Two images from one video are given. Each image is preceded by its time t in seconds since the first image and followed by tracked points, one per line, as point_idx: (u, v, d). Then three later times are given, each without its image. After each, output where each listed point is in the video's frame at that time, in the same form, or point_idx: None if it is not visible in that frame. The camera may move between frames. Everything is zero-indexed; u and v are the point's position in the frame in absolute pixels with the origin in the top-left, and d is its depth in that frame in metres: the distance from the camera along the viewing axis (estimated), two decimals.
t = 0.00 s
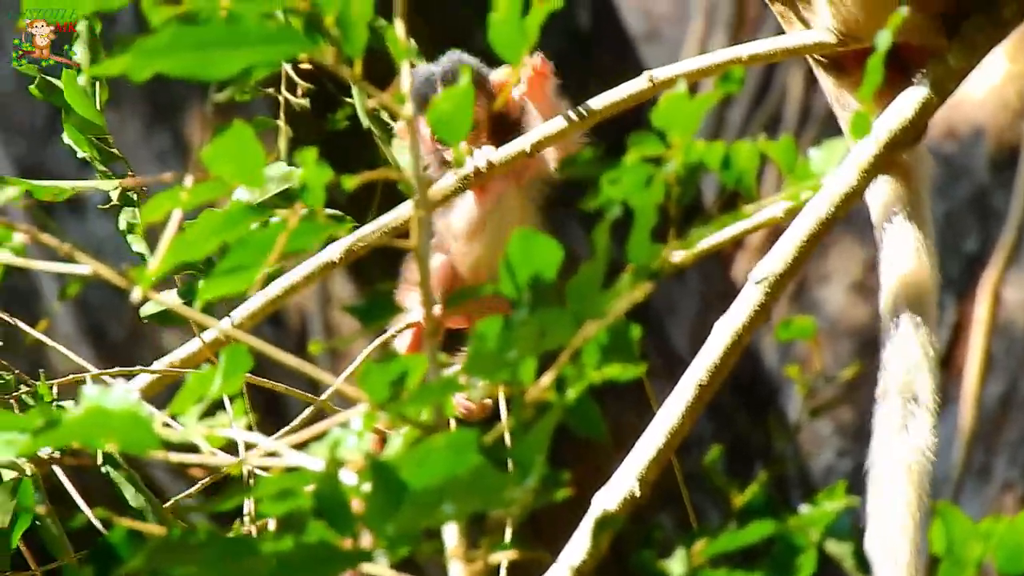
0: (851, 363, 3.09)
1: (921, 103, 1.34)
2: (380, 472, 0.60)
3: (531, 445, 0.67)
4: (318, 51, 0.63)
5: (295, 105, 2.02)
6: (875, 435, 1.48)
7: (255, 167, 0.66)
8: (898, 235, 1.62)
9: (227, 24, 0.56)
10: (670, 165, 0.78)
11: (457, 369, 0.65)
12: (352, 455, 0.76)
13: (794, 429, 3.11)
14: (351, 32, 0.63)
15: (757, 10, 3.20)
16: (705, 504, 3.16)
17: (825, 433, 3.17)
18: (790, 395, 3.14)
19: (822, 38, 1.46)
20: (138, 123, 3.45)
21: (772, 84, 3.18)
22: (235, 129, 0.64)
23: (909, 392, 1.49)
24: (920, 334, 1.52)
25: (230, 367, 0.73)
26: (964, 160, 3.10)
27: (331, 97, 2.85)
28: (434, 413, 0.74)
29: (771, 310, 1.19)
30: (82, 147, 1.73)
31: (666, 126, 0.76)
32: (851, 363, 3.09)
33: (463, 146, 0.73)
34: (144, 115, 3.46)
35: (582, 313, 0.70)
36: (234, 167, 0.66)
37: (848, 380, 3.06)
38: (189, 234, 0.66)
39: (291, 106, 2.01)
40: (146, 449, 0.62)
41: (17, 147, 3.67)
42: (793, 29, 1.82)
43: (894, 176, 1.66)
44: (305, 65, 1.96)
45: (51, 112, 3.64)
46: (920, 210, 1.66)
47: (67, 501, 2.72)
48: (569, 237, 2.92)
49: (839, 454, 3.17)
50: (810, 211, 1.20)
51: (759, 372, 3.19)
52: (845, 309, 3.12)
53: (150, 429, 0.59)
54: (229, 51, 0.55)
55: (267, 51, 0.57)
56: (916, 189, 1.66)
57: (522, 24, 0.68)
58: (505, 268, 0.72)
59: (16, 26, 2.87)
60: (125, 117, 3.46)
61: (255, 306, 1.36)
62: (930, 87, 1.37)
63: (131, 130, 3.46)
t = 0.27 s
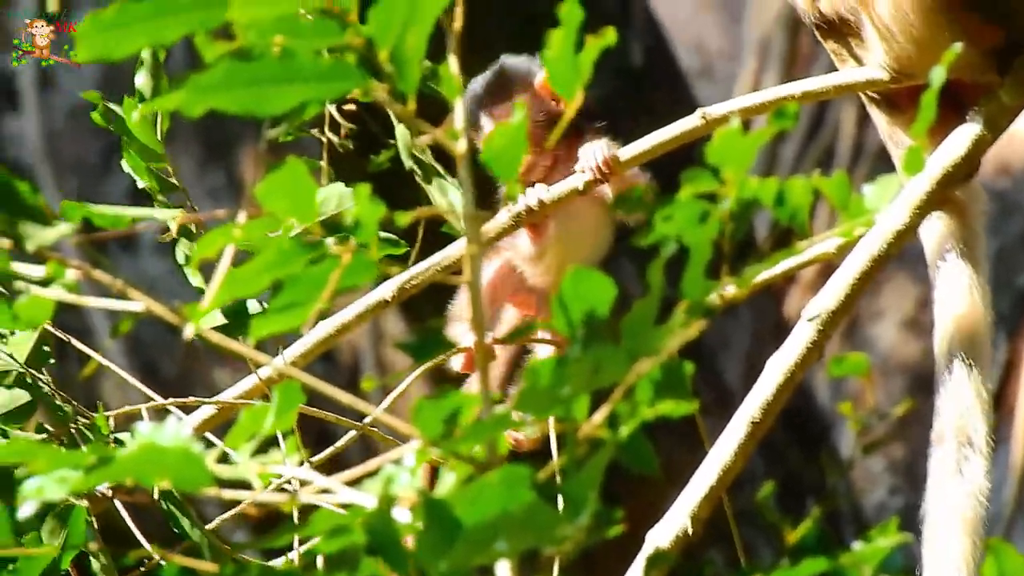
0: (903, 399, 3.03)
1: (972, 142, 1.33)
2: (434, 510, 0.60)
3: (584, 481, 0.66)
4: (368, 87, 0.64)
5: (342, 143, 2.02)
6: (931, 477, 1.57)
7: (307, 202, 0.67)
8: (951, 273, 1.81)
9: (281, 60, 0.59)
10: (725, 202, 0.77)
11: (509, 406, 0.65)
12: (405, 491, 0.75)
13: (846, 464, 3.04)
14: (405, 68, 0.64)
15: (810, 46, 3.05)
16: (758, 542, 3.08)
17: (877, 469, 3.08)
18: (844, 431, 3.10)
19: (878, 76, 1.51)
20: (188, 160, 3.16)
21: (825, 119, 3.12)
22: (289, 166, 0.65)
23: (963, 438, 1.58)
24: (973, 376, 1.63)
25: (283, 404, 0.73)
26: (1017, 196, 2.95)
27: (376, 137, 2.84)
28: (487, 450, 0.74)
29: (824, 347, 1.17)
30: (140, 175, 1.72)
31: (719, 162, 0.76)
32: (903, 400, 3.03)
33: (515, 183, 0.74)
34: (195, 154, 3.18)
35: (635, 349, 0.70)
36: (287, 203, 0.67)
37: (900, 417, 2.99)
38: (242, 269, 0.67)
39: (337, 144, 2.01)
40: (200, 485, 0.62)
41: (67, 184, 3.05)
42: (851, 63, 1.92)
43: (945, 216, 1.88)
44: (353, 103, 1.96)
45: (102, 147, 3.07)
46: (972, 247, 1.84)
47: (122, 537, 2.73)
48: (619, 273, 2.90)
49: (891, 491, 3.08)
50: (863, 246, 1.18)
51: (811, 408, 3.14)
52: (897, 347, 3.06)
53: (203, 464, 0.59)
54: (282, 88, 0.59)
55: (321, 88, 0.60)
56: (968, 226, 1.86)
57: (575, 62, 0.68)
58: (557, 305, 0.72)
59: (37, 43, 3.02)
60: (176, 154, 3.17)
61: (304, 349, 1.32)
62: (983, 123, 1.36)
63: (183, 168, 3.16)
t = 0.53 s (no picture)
0: (933, 436, 2.98)
1: (1001, 174, 1.34)
2: (463, 544, 0.60)
3: (613, 516, 0.66)
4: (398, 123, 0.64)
5: (367, 179, 2.03)
6: (963, 504, 1.70)
7: (338, 237, 0.68)
8: (980, 304, 1.93)
9: (311, 97, 0.60)
10: (755, 238, 0.77)
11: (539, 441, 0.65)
12: (435, 524, 0.74)
13: (876, 499, 2.99)
14: (436, 105, 0.64)
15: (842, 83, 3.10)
16: None
17: (907, 504, 3.03)
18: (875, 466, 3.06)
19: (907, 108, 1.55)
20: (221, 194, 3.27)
21: (857, 154, 3.10)
22: (320, 202, 0.66)
23: (993, 468, 1.71)
24: (1003, 410, 1.78)
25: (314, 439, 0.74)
26: None
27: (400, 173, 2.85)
28: (517, 486, 0.73)
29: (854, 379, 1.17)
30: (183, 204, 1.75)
31: (751, 198, 0.76)
32: (934, 436, 2.98)
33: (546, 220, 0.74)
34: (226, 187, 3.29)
35: (665, 386, 0.69)
36: (318, 238, 0.67)
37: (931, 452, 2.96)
38: (274, 304, 0.67)
39: (363, 182, 2.02)
40: (231, 519, 0.62)
41: (99, 218, 3.28)
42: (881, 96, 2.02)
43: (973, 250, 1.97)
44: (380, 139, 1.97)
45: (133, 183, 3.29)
46: (1000, 277, 1.94)
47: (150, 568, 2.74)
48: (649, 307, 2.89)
49: (921, 526, 3.03)
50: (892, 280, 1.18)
51: (841, 442, 3.10)
52: (928, 382, 3.02)
53: (233, 499, 0.60)
54: (312, 124, 0.59)
55: (353, 124, 0.61)
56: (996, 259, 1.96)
57: (606, 96, 0.68)
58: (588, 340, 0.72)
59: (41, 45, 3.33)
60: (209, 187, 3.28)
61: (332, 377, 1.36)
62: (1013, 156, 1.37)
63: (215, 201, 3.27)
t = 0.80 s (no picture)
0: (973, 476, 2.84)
1: None
2: None
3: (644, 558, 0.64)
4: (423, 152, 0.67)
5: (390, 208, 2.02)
6: (994, 522, 1.72)
7: (358, 267, 0.67)
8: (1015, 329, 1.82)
9: (333, 124, 0.62)
10: (789, 269, 0.75)
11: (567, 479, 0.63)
12: (458, 568, 0.71)
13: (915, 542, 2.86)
14: (460, 131, 0.66)
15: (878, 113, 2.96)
16: None
17: (945, 544, 2.94)
18: (912, 506, 2.91)
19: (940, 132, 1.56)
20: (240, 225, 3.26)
21: (890, 186, 2.99)
22: (341, 231, 0.65)
23: (1023, 491, 1.71)
24: None
25: (331, 480, 0.72)
26: None
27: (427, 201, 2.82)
28: (544, 525, 0.71)
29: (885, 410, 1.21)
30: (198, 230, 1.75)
31: (784, 228, 0.74)
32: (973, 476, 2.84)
33: (572, 250, 0.72)
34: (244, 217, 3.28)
35: (697, 421, 0.67)
36: (338, 268, 0.66)
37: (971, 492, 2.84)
38: (290, 339, 0.65)
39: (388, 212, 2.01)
40: (246, 560, 0.60)
41: (112, 249, 3.30)
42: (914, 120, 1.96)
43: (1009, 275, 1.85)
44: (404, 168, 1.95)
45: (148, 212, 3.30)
46: None
47: None
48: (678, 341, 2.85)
49: (959, 569, 2.94)
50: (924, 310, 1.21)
51: (874, 481, 2.96)
52: (966, 420, 2.87)
53: (249, 539, 0.58)
54: (333, 151, 0.62)
55: (374, 149, 0.64)
56: None
57: (636, 123, 0.67)
58: (617, 374, 0.70)
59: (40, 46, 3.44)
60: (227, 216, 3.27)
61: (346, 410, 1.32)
62: None
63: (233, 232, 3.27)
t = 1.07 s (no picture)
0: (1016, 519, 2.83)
1: None
2: None
3: None
4: (433, 173, 0.66)
5: (406, 233, 1.98)
6: None
7: (362, 298, 0.64)
8: None
9: (335, 146, 0.61)
10: (819, 297, 0.71)
11: (586, 524, 0.59)
12: None
13: None
14: (471, 153, 0.64)
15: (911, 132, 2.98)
16: None
17: None
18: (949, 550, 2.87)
19: (978, 153, 1.54)
20: (235, 255, 3.30)
21: (929, 211, 2.99)
22: (344, 258, 0.62)
23: None
24: None
25: (335, 523, 0.68)
26: None
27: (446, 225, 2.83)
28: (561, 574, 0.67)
29: (916, 447, 1.26)
30: (179, 259, 1.72)
31: (815, 256, 0.70)
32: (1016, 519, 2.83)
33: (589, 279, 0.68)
34: (239, 246, 3.32)
35: (724, 461, 0.63)
36: (339, 297, 0.63)
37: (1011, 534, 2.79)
38: (292, 374, 0.62)
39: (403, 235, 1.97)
40: None
41: (97, 278, 3.41)
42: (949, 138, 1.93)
43: None
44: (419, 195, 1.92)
45: (136, 240, 3.41)
46: None
47: None
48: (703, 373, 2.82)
49: None
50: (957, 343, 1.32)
51: (910, 525, 2.93)
52: (1006, 463, 2.86)
53: None
54: (333, 173, 0.61)
55: (380, 172, 0.63)
56: None
57: (659, 146, 0.64)
58: (639, 411, 0.66)
59: (40, 45, 3.45)
60: (222, 247, 3.32)
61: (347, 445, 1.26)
62: None
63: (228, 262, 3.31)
